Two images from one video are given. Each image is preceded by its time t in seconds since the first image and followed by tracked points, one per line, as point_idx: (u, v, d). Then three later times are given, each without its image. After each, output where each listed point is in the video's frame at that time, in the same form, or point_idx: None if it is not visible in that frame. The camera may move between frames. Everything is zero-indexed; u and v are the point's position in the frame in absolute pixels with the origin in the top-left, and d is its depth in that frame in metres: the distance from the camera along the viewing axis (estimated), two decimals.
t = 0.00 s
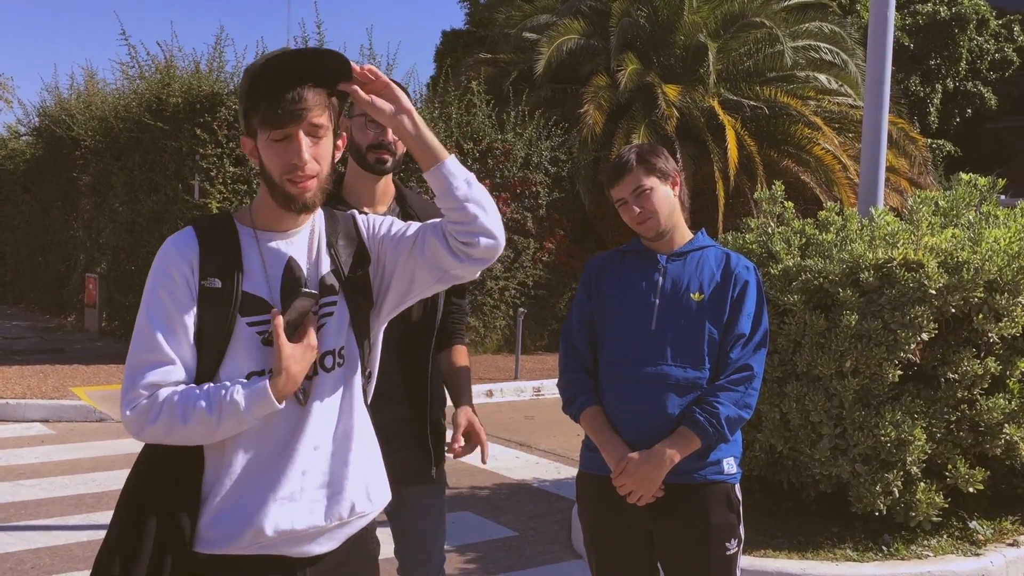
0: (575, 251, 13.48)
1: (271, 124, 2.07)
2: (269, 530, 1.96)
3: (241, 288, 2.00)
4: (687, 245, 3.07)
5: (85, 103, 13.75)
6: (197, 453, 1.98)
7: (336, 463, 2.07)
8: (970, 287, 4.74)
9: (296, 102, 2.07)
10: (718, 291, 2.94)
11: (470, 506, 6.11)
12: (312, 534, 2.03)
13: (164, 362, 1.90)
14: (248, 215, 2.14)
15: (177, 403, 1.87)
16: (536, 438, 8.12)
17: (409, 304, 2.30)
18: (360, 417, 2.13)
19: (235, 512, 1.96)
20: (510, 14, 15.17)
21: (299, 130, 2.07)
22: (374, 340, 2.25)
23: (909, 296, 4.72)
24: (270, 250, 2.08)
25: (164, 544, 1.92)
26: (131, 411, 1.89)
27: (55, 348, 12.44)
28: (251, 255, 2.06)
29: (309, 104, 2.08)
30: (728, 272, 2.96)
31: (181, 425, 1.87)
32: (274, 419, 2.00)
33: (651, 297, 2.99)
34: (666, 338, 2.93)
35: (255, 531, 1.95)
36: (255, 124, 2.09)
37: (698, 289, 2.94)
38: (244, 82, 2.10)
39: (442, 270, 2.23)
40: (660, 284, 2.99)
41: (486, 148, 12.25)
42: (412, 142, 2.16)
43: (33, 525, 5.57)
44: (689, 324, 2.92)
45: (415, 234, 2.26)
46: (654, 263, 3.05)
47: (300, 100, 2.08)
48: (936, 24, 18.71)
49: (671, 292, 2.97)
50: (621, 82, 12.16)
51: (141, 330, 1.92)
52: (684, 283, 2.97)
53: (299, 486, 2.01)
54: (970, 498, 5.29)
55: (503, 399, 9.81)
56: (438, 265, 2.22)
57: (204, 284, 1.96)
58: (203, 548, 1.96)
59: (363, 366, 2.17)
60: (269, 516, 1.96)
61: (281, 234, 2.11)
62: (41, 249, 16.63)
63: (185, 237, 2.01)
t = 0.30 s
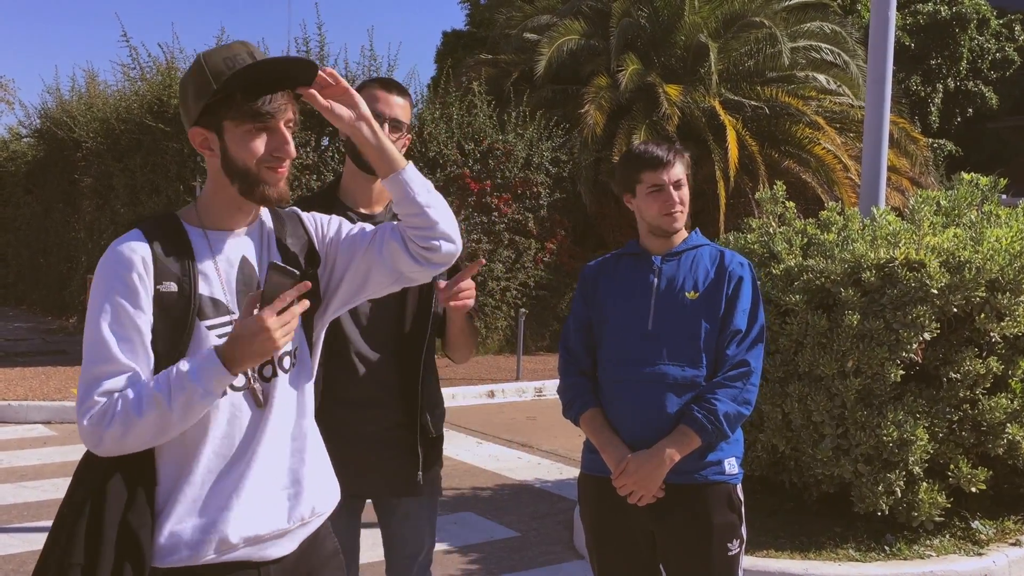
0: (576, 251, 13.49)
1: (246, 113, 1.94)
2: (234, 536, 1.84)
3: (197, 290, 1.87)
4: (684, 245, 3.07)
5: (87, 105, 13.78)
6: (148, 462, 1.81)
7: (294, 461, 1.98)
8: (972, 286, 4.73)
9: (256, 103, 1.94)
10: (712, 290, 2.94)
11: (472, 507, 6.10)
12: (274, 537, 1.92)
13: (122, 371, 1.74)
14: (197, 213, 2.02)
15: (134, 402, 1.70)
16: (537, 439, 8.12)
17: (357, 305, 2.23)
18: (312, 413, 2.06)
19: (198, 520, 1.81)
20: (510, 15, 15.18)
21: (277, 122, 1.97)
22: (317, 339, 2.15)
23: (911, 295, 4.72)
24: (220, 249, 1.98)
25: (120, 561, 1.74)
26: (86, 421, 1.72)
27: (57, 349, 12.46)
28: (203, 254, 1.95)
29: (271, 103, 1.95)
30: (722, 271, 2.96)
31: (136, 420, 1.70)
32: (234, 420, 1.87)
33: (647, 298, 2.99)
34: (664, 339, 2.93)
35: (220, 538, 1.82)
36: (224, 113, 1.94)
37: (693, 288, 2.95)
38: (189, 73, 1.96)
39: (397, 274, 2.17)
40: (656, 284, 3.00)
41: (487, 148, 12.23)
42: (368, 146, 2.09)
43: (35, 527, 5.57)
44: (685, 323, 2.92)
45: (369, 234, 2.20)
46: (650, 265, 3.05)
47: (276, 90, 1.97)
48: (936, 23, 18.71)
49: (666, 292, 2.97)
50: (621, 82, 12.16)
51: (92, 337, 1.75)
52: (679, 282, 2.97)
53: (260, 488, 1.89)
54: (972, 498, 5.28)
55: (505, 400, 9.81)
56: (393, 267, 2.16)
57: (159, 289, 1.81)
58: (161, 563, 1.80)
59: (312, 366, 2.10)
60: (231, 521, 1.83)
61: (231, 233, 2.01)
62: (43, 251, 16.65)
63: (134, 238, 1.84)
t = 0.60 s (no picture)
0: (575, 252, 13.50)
1: (190, 117, 1.93)
2: (208, 541, 1.83)
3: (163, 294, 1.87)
4: (686, 251, 3.05)
5: (84, 108, 13.77)
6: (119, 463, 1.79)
7: (264, 463, 1.99)
8: (970, 286, 4.73)
9: (207, 106, 1.93)
10: (716, 295, 2.96)
11: (471, 509, 6.10)
12: (249, 540, 1.92)
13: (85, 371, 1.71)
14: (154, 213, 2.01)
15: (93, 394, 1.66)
16: (536, 440, 8.11)
17: (316, 308, 2.25)
18: (278, 413, 2.06)
19: (173, 529, 1.81)
20: (508, 16, 15.16)
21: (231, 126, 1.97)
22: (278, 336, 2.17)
23: (909, 295, 4.72)
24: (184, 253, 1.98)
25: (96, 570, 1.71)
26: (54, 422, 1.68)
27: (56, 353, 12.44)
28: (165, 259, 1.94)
29: (228, 107, 1.95)
30: (726, 277, 2.98)
31: (94, 405, 1.65)
32: (203, 425, 1.86)
33: (647, 301, 2.98)
34: (664, 342, 2.93)
35: (195, 544, 1.81)
36: (177, 113, 1.93)
37: (694, 292, 2.95)
38: (144, 78, 1.96)
39: (358, 277, 2.21)
40: (656, 287, 2.99)
41: (486, 149, 12.20)
42: (327, 154, 2.11)
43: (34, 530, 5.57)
44: (685, 326, 2.93)
45: (330, 238, 2.23)
46: (651, 267, 3.04)
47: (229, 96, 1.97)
48: (933, 23, 18.71)
49: (667, 295, 2.97)
50: (619, 83, 12.15)
51: (58, 340, 1.73)
52: (679, 286, 2.97)
53: (232, 492, 1.89)
54: (972, 497, 5.29)
55: (504, 401, 9.81)
56: (354, 271, 2.20)
57: (124, 292, 1.81)
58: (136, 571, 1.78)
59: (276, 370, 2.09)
60: (205, 526, 1.83)
61: (195, 237, 2.01)
62: (41, 254, 16.61)
63: (96, 243, 1.83)
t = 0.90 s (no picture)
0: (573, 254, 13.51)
1: (166, 121, 1.94)
2: (186, 546, 1.83)
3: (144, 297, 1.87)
4: (690, 255, 3.04)
5: (82, 115, 13.78)
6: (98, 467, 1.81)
7: (248, 471, 1.98)
8: (968, 285, 4.73)
9: (181, 112, 1.94)
10: (719, 302, 2.97)
11: (472, 512, 6.10)
12: (228, 546, 1.91)
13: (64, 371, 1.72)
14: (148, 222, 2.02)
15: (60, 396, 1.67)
16: (537, 442, 8.11)
17: (308, 315, 2.25)
18: (265, 421, 2.06)
19: (150, 532, 1.80)
20: (505, 19, 15.16)
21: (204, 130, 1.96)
22: (269, 346, 2.17)
23: (907, 295, 4.72)
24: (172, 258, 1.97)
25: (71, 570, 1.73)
26: (33, 422, 1.70)
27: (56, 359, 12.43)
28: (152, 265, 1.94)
29: (206, 112, 1.96)
30: (729, 283, 2.98)
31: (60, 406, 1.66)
32: (184, 430, 1.86)
33: (649, 304, 2.98)
34: (665, 345, 2.93)
35: (172, 548, 1.81)
36: (151, 118, 1.95)
37: (697, 296, 2.96)
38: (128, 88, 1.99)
39: (342, 286, 2.20)
40: (659, 290, 2.99)
41: (483, 152, 12.19)
42: (312, 162, 2.13)
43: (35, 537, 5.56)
44: (686, 330, 2.94)
45: (318, 246, 2.22)
46: (654, 270, 3.03)
47: (202, 100, 1.96)
48: (929, 22, 18.72)
49: (669, 299, 2.96)
50: (616, 85, 12.15)
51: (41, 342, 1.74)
52: (682, 289, 2.97)
53: (212, 497, 1.88)
54: (972, 496, 5.29)
55: (504, 404, 9.80)
56: (339, 281, 2.20)
57: (107, 298, 1.81)
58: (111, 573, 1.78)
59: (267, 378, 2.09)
60: (183, 531, 1.83)
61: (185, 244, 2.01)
62: (40, 261, 16.60)
63: (80, 249, 1.83)
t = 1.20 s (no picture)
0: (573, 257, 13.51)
1: (170, 128, 1.95)
2: (187, 546, 1.83)
3: (148, 300, 1.87)
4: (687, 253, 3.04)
5: (81, 122, 13.79)
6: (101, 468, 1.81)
7: (250, 475, 1.99)
8: (967, 285, 4.73)
9: (182, 115, 1.95)
10: (713, 296, 2.95)
11: (473, 516, 6.09)
12: (228, 549, 1.92)
13: (59, 371, 1.72)
14: (155, 228, 2.02)
15: (68, 402, 1.68)
16: (537, 446, 8.10)
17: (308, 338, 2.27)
18: (269, 427, 2.06)
19: (152, 532, 1.81)
20: (502, 22, 15.16)
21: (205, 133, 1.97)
22: (272, 357, 2.16)
23: (905, 296, 4.72)
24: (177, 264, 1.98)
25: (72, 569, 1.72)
26: (15, 415, 1.68)
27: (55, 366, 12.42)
28: (158, 270, 1.95)
29: (202, 114, 1.97)
30: (724, 280, 2.97)
31: (72, 424, 1.67)
32: (187, 431, 1.87)
33: (645, 302, 2.99)
34: (661, 343, 2.94)
35: (173, 549, 1.81)
36: (154, 124, 1.96)
37: (692, 294, 2.96)
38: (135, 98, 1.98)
39: (336, 330, 2.21)
40: (656, 288, 3.00)
41: (482, 156, 12.19)
42: (315, 221, 2.16)
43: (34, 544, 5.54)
44: (682, 327, 2.94)
45: (323, 279, 2.22)
46: (652, 269, 3.04)
47: (202, 104, 1.98)
48: (926, 23, 18.74)
49: (665, 296, 2.97)
50: (614, 87, 12.16)
51: (36, 338, 1.74)
52: (678, 288, 2.97)
53: (214, 501, 1.89)
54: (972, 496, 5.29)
55: (504, 408, 9.80)
56: (333, 323, 2.20)
57: (112, 298, 1.82)
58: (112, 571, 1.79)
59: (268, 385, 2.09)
60: (185, 532, 1.83)
61: (188, 249, 2.00)
62: (39, 268, 16.58)
63: (89, 250, 1.85)
